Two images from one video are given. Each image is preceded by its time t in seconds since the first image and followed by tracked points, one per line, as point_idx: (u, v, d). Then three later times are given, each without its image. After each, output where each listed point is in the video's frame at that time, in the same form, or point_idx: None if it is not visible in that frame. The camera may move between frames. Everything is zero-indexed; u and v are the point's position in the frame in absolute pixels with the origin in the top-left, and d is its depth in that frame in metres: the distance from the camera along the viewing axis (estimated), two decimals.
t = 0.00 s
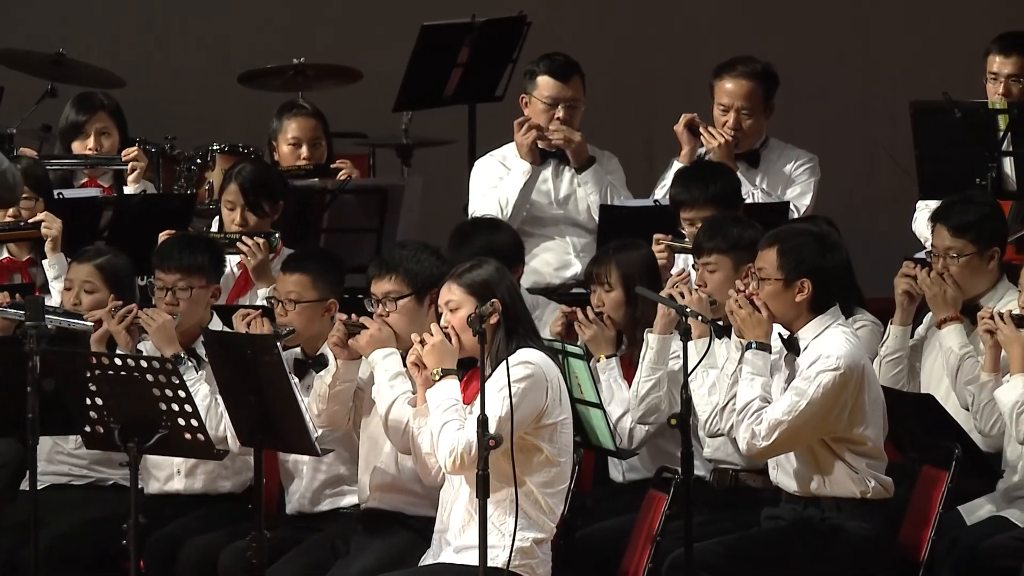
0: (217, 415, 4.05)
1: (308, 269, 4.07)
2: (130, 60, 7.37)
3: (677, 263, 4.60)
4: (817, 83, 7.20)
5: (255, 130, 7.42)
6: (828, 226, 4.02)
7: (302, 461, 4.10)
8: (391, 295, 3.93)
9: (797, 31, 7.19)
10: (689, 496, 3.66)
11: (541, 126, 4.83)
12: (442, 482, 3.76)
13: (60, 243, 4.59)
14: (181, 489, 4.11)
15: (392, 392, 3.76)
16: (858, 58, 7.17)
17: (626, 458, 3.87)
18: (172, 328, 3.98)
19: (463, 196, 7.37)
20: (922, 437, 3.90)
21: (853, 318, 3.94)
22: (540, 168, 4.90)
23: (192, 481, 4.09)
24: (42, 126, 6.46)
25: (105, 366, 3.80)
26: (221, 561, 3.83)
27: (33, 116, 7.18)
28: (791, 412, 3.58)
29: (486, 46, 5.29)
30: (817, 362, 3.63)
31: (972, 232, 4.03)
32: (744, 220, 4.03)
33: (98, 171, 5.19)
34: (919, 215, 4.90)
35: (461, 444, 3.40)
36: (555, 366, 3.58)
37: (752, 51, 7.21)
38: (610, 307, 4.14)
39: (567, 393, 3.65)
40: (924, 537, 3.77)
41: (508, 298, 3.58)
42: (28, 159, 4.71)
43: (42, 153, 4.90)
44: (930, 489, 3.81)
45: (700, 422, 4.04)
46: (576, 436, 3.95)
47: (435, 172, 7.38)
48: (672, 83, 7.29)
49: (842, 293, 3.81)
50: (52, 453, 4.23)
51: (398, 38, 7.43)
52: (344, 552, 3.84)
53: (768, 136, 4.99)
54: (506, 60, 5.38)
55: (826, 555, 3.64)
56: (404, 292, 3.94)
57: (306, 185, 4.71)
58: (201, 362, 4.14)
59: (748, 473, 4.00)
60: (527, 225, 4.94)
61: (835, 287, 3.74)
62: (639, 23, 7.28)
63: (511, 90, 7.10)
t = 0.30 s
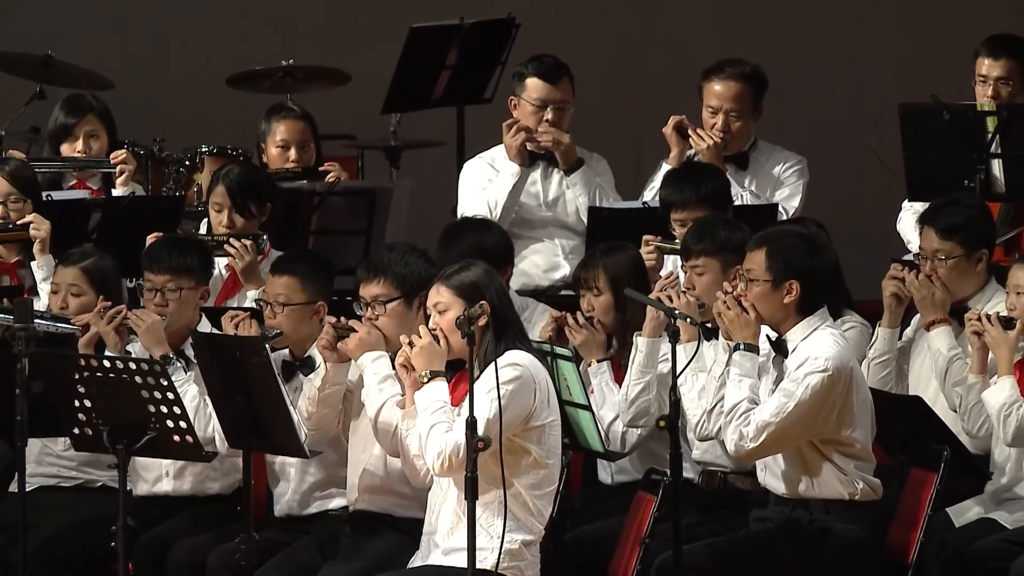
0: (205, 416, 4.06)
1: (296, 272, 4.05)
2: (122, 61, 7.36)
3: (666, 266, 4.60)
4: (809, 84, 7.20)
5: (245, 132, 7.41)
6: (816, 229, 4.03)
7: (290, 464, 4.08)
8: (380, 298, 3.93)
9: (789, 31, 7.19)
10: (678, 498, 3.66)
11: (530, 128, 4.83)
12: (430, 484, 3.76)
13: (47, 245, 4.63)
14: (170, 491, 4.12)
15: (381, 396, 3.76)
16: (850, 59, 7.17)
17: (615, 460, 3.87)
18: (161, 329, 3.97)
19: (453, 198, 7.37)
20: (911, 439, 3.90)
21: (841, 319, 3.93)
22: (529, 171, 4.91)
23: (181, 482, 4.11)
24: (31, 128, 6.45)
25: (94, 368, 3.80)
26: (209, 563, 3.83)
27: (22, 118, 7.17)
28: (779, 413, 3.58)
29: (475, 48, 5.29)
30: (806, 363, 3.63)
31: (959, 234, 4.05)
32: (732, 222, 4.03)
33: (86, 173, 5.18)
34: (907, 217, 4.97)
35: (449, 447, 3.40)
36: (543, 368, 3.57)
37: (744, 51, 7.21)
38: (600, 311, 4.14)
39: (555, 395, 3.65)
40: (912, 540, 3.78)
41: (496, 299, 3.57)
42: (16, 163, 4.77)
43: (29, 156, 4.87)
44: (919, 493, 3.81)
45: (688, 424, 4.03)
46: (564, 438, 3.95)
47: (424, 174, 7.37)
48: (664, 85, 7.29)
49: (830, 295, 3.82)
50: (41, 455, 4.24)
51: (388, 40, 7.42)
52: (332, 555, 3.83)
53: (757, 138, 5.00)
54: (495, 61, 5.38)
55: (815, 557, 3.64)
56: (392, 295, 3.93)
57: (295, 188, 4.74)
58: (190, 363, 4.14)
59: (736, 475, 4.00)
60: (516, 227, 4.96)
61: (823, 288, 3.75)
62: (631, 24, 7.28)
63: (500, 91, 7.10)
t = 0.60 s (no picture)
0: (196, 421, 4.05)
1: (284, 275, 4.05)
2: (115, 63, 7.37)
3: (656, 268, 4.60)
4: (801, 86, 7.20)
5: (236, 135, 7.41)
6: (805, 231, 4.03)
7: (279, 467, 4.09)
8: (370, 301, 3.92)
9: (779, 34, 7.19)
10: (667, 501, 3.66)
11: (519, 130, 4.82)
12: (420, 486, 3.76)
13: (37, 249, 4.62)
14: (160, 494, 4.11)
15: (373, 398, 3.75)
16: (843, 60, 7.16)
17: (604, 462, 3.87)
18: (151, 334, 3.96)
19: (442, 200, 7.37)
20: (901, 442, 3.91)
21: (830, 322, 3.93)
22: (518, 173, 4.92)
23: (171, 485, 4.10)
24: (21, 131, 6.44)
25: (83, 371, 3.80)
26: (198, 565, 3.82)
27: (12, 121, 7.17)
28: (767, 414, 3.59)
29: (465, 51, 5.30)
30: (794, 365, 3.63)
31: (949, 236, 4.05)
32: (722, 225, 4.02)
33: (76, 176, 5.19)
34: (891, 216, 5.00)
35: (438, 449, 3.40)
36: (532, 370, 3.57)
37: (737, 54, 7.21)
38: (592, 314, 4.13)
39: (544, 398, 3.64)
40: (902, 542, 3.76)
41: (485, 302, 3.56)
42: (6, 167, 4.76)
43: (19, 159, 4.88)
44: (908, 495, 3.81)
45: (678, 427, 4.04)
46: (554, 441, 3.95)
47: (414, 177, 7.37)
48: (657, 87, 7.29)
49: (819, 297, 3.81)
50: (31, 457, 4.24)
51: (381, 43, 7.42)
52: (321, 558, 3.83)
53: (747, 140, 5.00)
54: (484, 64, 5.39)
55: (803, 559, 3.64)
56: (383, 298, 3.93)
57: (284, 191, 4.73)
58: (180, 367, 4.14)
59: (726, 477, 4.01)
60: (506, 229, 4.95)
61: (812, 291, 3.74)
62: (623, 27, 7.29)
63: (489, 94, 7.10)
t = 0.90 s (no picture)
0: (187, 425, 4.04)
1: (274, 279, 4.05)
2: (107, 66, 7.37)
3: (647, 271, 4.60)
4: (795, 88, 7.20)
5: (228, 138, 7.41)
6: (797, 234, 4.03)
7: (270, 471, 4.09)
8: (364, 300, 3.86)
9: (773, 37, 7.19)
10: (658, 504, 3.66)
11: (510, 133, 4.82)
12: (410, 488, 3.75)
13: (28, 254, 4.60)
14: (151, 498, 4.11)
15: (363, 396, 3.72)
16: (837, 63, 7.16)
17: (595, 465, 3.88)
18: (142, 337, 3.96)
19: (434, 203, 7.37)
20: (893, 445, 3.91)
21: (821, 324, 3.93)
22: (509, 176, 4.92)
23: (162, 489, 4.10)
24: (12, 134, 6.44)
25: (75, 374, 3.80)
26: (189, 568, 3.82)
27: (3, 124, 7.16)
28: (757, 417, 3.59)
29: (456, 54, 5.31)
30: (784, 368, 3.62)
31: (940, 239, 4.06)
32: (714, 228, 4.02)
33: (67, 180, 5.19)
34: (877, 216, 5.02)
35: (428, 452, 3.40)
36: (523, 373, 3.57)
37: (731, 56, 7.21)
38: (584, 317, 4.12)
39: (535, 401, 3.64)
40: (893, 546, 3.74)
41: (476, 305, 3.55)
42: None
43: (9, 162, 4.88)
44: (899, 498, 3.79)
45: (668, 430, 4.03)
46: (545, 444, 3.95)
47: (405, 180, 7.37)
48: (650, 89, 7.29)
49: (810, 300, 3.81)
50: (21, 461, 4.24)
51: (374, 46, 7.42)
52: (312, 561, 3.83)
53: (738, 143, 5.00)
54: (475, 67, 5.39)
55: (793, 563, 3.65)
56: (377, 298, 3.87)
57: (275, 195, 4.72)
58: (172, 371, 4.13)
59: (717, 480, 4.01)
60: (496, 233, 4.97)
61: (802, 294, 3.74)
62: (617, 30, 7.29)
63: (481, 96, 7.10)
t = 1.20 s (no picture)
0: (176, 428, 4.03)
1: (262, 283, 4.04)
2: (97, 68, 7.35)
3: (636, 274, 4.60)
4: (786, 91, 7.20)
5: (219, 140, 7.40)
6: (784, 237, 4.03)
7: (259, 474, 4.09)
8: (353, 303, 3.81)
9: (765, 40, 7.19)
10: (646, 507, 3.67)
11: (499, 136, 4.83)
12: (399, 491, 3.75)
13: (16, 257, 4.68)
14: (139, 501, 4.11)
15: (352, 402, 3.72)
16: (828, 65, 7.17)
17: (584, 468, 3.89)
18: (130, 341, 3.96)
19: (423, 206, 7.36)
20: (881, 448, 3.92)
21: (809, 327, 3.94)
22: (497, 179, 4.92)
23: (151, 492, 4.10)
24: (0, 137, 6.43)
25: (63, 377, 3.79)
26: (177, 571, 3.82)
27: None
28: (746, 419, 3.60)
29: (445, 57, 5.31)
30: (771, 371, 3.63)
31: (929, 242, 4.06)
32: (701, 231, 4.02)
33: (55, 181, 5.20)
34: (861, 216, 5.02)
35: (417, 456, 3.39)
36: (511, 376, 3.57)
37: (722, 58, 7.21)
38: (571, 319, 4.13)
39: (523, 403, 3.64)
40: (881, 548, 3.76)
41: (463, 309, 3.55)
42: None
43: None
44: (888, 500, 3.79)
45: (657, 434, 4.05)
46: (534, 447, 3.96)
47: (393, 182, 7.36)
48: (642, 92, 7.29)
49: (798, 303, 3.82)
50: (9, 464, 4.23)
51: (365, 48, 7.42)
52: (300, 564, 3.82)
53: (726, 146, 5.00)
54: (464, 70, 5.40)
55: (782, 566, 3.65)
56: (367, 301, 3.82)
57: (264, 198, 4.71)
58: (160, 374, 4.13)
59: (706, 483, 4.00)
60: (485, 235, 4.96)
61: (790, 297, 3.74)
62: (608, 33, 7.28)
63: (468, 100, 7.10)
